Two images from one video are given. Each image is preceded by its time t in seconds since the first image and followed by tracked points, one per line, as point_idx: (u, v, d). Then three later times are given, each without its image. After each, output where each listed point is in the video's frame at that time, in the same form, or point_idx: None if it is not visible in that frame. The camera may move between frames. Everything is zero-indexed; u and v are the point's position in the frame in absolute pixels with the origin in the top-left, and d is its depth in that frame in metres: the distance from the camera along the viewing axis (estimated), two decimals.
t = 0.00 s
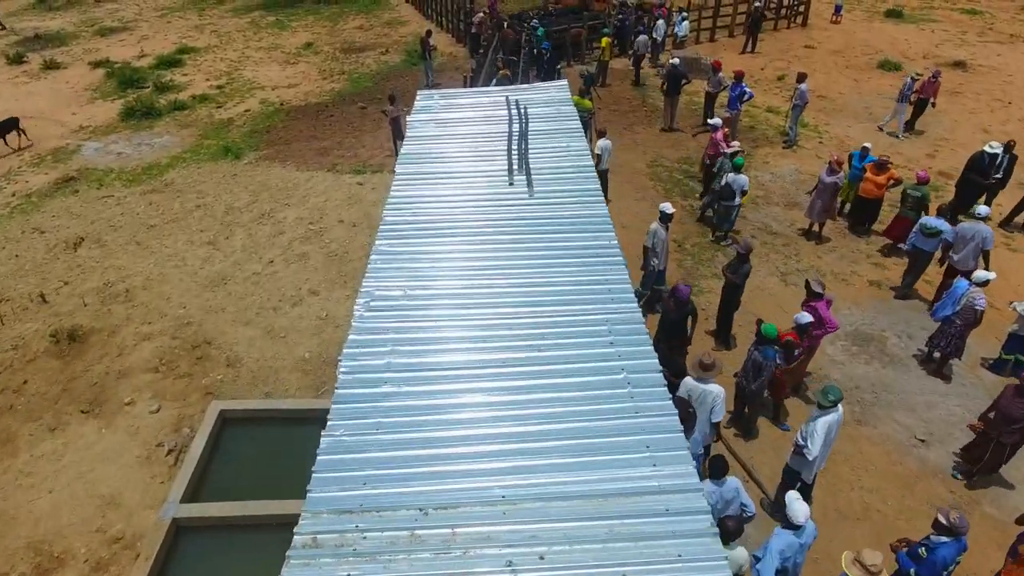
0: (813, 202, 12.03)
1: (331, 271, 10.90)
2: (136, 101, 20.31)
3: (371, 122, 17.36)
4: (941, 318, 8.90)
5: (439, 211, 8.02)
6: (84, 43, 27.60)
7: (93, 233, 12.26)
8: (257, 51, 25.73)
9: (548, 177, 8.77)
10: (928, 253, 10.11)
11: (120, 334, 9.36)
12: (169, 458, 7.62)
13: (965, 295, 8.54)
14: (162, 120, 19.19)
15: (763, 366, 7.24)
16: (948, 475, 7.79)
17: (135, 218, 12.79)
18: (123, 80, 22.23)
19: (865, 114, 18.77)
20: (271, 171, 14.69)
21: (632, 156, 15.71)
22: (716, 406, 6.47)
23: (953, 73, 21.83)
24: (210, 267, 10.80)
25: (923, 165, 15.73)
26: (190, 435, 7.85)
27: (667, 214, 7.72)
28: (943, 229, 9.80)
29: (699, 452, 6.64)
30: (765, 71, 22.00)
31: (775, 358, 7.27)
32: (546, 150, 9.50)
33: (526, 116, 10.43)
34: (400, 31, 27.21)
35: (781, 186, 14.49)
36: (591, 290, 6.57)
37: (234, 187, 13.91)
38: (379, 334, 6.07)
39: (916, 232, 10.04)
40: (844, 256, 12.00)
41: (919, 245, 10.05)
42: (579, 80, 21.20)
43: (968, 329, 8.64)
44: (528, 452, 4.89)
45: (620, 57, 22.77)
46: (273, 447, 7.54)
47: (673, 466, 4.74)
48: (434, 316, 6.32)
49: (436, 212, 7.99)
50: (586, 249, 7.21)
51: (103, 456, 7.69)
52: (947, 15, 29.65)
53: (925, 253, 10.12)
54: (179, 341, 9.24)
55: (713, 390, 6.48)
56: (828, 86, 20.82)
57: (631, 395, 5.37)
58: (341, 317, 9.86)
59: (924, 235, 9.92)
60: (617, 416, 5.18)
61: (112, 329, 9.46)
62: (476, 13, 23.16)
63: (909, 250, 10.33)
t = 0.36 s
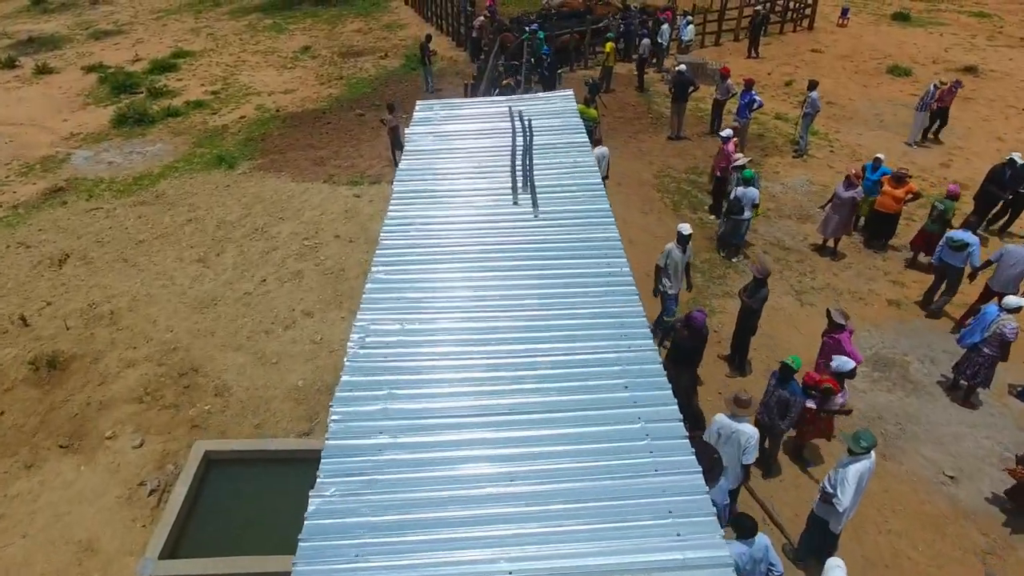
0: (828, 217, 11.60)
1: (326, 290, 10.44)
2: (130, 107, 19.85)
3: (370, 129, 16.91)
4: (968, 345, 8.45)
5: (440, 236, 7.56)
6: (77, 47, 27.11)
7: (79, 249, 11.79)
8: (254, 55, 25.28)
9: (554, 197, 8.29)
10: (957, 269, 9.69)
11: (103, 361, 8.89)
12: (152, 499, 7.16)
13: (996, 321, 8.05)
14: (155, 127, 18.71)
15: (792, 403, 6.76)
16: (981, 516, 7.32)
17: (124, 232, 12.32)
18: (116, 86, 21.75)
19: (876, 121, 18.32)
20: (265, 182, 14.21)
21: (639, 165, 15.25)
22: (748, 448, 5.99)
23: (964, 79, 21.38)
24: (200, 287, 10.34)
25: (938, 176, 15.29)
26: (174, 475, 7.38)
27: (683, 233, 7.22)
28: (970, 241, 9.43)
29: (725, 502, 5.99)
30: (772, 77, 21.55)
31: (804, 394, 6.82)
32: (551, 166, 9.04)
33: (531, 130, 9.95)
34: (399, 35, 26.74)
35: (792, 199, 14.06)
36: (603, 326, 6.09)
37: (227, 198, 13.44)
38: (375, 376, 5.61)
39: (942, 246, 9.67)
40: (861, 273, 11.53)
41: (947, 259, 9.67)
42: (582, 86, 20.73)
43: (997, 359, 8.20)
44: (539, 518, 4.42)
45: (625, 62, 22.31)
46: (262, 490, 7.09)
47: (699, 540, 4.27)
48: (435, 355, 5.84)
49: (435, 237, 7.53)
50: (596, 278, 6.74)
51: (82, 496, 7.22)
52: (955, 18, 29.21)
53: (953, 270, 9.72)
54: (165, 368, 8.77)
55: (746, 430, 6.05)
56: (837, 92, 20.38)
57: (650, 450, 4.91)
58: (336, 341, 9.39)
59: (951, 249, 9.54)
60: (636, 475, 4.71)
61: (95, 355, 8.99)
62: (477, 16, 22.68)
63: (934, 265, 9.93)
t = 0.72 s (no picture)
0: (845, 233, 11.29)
1: (322, 312, 9.97)
2: (122, 114, 19.37)
3: (368, 138, 16.44)
4: (1000, 378, 7.97)
5: (441, 265, 7.08)
6: (70, 50, 26.62)
7: (64, 266, 11.31)
8: (251, 59, 24.80)
9: (562, 219, 7.80)
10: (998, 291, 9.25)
11: (84, 391, 8.42)
12: (132, 547, 6.68)
13: None
14: (147, 135, 18.23)
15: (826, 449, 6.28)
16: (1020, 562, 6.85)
17: (111, 249, 11.84)
18: (108, 91, 21.27)
19: (888, 129, 17.85)
20: (259, 194, 13.73)
21: (646, 175, 14.80)
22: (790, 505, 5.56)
23: (977, 85, 20.93)
24: (189, 309, 9.86)
25: (954, 187, 14.83)
26: (156, 519, 6.90)
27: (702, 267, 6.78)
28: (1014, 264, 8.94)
29: (753, 568, 5.53)
30: (780, 82, 21.09)
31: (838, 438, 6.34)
32: (558, 184, 8.58)
33: (536, 144, 9.45)
34: (398, 39, 26.25)
35: (805, 212, 13.60)
36: (619, 369, 5.62)
37: (220, 211, 12.97)
38: (369, 427, 5.13)
39: (981, 267, 9.22)
40: (879, 292, 11.06)
41: (986, 280, 9.22)
42: (586, 92, 20.26)
43: None
44: None
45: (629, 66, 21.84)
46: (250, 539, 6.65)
47: None
48: (435, 403, 5.36)
49: (434, 265, 7.07)
50: (609, 312, 6.28)
51: (57, 543, 6.74)
52: (964, 21, 28.74)
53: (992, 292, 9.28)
54: (150, 399, 8.30)
55: (787, 484, 5.58)
56: (847, 99, 19.92)
57: (674, 516, 4.44)
58: (331, 368, 8.93)
59: (991, 271, 9.09)
60: (659, 548, 4.24)
61: (76, 385, 8.51)
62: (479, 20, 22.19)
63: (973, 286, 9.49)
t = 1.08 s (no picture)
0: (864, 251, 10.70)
1: (317, 338, 9.48)
2: (115, 122, 18.88)
3: (367, 148, 15.95)
4: None
5: (442, 300, 6.60)
6: (64, 55, 26.13)
7: (48, 286, 10.82)
8: (247, 64, 24.32)
9: (572, 247, 7.31)
10: None
11: (64, 427, 7.92)
12: None
13: None
14: (139, 143, 17.74)
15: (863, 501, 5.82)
16: None
17: (98, 267, 11.35)
18: (101, 98, 20.77)
19: (901, 138, 17.36)
20: (252, 207, 13.23)
21: (654, 188, 14.31)
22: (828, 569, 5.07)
23: (990, 92, 20.44)
24: (177, 335, 9.37)
25: (972, 200, 14.34)
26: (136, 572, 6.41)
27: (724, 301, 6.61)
28: None
29: None
30: (789, 88, 20.59)
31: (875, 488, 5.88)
32: (567, 206, 8.08)
33: (543, 162, 8.95)
34: (398, 42, 25.76)
35: (819, 227, 13.12)
36: (638, 423, 5.13)
37: (212, 227, 12.47)
38: (363, 493, 4.63)
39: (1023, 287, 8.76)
40: (901, 314, 10.58)
41: None
42: (590, 99, 19.76)
43: None
44: None
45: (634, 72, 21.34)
46: None
47: None
48: (436, 463, 4.86)
49: (435, 300, 6.59)
50: (626, 356, 5.79)
51: None
52: (973, 24, 28.24)
53: None
54: (134, 436, 7.81)
55: (827, 547, 5.08)
56: (858, 106, 19.43)
57: None
58: (326, 400, 8.43)
59: None
60: None
61: (55, 420, 8.02)
62: (480, 24, 21.69)
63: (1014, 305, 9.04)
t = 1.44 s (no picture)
0: (887, 271, 10.07)
1: (312, 365, 8.97)
2: (107, 130, 18.38)
3: (366, 158, 15.44)
4: None
5: (445, 340, 6.09)
6: (57, 59, 25.63)
7: (30, 309, 10.31)
8: (244, 68, 23.81)
9: (585, 278, 6.79)
10: None
11: (40, 468, 7.41)
12: None
13: None
14: (131, 152, 17.23)
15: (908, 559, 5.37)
16: None
17: (85, 287, 10.83)
18: (93, 104, 20.26)
19: (917, 147, 16.84)
20: (247, 222, 12.71)
21: (664, 200, 13.79)
22: None
23: (1005, 98, 19.91)
24: (164, 364, 8.85)
25: (994, 213, 13.81)
26: None
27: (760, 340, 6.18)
28: None
29: None
30: (799, 94, 20.08)
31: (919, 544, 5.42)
32: (579, 231, 7.58)
33: (552, 181, 8.42)
34: (398, 46, 25.26)
35: (836, 243, 12.60)
36: (664, 488, 4.63)
37: (204, 243, 11.95)
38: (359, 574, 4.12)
39: None
40: (926, 338, 10.07)
41: None
42: (596, 105, 19.24)
43: None
44: None
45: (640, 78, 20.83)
46: None
47: None
48: (441, 537, 4.36)
49: (438, 340, 6.08)
50: (648, 405, 5.28)
51: None
52: (983, 27, 27.73)
53: None
54: (116, 478, 7.30)
55: None
56: (871, 113, 18.91)
57: None
58: (322, 436, 7.93)
59: None
60: None
61: (32, 461, 7.51)
62: (482, 28, 21.17)
63: None
